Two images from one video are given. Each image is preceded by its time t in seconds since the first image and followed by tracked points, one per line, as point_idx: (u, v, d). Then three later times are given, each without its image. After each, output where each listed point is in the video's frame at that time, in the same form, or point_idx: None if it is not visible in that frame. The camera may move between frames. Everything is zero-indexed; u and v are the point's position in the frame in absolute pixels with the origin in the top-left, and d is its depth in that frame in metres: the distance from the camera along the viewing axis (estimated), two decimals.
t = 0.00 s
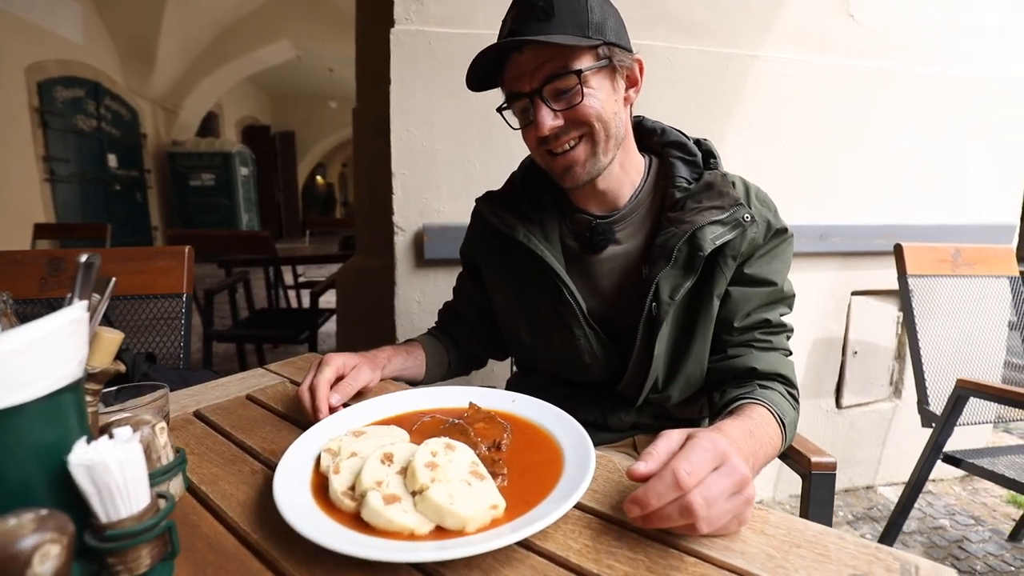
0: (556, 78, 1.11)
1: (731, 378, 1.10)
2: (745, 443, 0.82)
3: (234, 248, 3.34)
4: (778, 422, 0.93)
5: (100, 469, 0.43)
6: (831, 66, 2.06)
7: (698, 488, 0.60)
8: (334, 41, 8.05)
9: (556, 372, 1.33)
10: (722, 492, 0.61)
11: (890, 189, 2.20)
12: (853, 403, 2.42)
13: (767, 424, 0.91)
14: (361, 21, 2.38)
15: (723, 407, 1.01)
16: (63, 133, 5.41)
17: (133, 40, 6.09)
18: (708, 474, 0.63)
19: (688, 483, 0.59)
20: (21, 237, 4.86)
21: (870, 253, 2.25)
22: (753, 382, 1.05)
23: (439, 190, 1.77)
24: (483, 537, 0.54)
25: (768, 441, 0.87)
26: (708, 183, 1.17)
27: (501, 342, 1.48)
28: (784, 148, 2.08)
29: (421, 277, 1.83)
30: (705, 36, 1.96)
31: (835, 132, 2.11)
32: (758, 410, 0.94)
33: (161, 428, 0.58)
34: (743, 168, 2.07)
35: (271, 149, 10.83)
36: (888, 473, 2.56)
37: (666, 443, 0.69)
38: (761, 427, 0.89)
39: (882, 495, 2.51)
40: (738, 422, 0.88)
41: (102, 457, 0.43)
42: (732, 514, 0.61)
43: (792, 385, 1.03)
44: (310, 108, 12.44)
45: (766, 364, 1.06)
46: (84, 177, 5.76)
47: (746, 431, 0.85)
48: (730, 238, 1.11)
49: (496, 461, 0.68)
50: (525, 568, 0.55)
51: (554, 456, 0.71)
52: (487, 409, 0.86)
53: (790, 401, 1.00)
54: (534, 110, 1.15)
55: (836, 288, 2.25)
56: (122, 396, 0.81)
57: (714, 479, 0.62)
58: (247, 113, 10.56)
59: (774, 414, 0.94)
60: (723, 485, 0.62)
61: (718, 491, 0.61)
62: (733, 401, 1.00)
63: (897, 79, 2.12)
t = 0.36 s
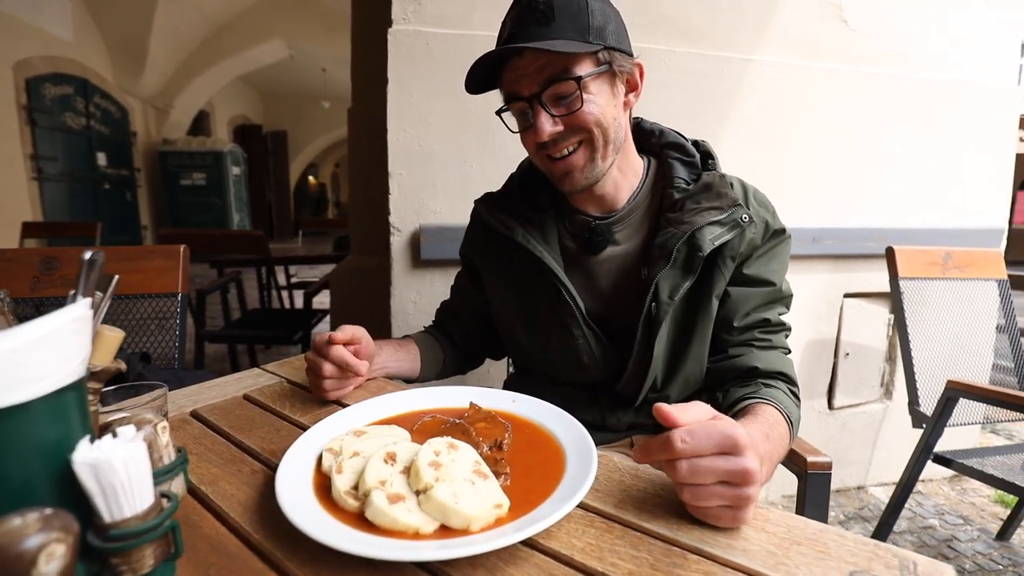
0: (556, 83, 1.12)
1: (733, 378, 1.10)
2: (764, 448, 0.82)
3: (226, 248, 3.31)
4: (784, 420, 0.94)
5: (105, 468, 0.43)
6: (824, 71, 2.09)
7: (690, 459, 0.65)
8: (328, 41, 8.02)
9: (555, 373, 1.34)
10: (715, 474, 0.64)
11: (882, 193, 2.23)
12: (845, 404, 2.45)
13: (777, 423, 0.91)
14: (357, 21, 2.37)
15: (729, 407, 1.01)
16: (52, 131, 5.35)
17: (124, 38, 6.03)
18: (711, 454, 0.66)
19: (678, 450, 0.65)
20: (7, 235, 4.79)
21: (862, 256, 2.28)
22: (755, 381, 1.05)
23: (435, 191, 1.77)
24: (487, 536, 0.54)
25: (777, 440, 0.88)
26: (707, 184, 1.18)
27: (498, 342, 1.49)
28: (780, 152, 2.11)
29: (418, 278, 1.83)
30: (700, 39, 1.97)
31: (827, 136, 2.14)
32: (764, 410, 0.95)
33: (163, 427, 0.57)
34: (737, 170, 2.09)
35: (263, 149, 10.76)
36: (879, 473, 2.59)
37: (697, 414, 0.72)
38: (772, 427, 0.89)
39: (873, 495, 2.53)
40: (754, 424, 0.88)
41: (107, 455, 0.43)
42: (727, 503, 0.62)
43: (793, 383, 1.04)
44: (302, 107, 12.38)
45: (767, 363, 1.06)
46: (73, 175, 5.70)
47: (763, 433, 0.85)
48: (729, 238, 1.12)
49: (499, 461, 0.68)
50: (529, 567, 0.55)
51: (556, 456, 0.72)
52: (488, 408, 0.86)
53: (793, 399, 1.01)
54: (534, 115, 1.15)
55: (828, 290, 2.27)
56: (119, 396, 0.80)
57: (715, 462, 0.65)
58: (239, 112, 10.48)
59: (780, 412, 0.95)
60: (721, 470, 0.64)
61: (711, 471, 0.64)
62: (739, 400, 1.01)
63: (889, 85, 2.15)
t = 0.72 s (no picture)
0: (543, 81, 1.12)
1: (721, 377, 1.11)
2: (734, 440, 0.83)
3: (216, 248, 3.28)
4: (766, 417, 0.94)
5: (96, 471, 0.42)
6: (814, 73, 2.11)
7: (670, 479, 0.62)
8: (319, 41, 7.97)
9: (549, 373, 1.34)
10: (696, 480, 0.63)
11: (871, 193, 2.26)
12: (835, 402, 2.47)
13: (755, 419, 0.92)
14: (349, 20, 2.36)
15: (714, 405, 1.02)
16: (36, 130, 5.27)
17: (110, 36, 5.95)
18: (683, 465, 0.65)
19: (657, 473, 0.62)
20: None
21: (852, 256, 2.30)
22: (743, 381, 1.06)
23: (428, 191, 1.76)
24: (484, 535, 0.54)
25: (758, 435, 0.89)
26: (698, 184, 1.18)
27: (492, 342, 1.48)
28: (772, 153, 2.12)
29: (411, 278, 1.82)
30: (692, 40, 1.98)
31: (817, 137, 2.16)
32: (745, 407, 0.95)
33: (155, 429, 0.56)
34: (729, 171, 2.10)
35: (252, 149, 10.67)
36: (868, 471, 2.62)
37: (646, 439, 0.71)
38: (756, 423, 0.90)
39: (863, 493, 2.56)
40: (726, 418, 0.90)
41: (98, 458, 0.42)
42: (717, 502, 0.62)
43: (782, 383, 1.04)
44: (293, 107, 12.30)
45: (757, 363, 1.07)
46: (58, 175, 5.61)
47: (734, 425, 0.88)
48: (720, 237, 1.12)
49: (495, 460, 0.67)
50: (528, 566, 0.55)
51: (552, 455, 0.71)
52: (483, 409, 0.86)
53: (781, 399, 1.01)
54: (522, 114, 1.15)
55: (819, 290, 2.29)
56: (108, 399, 0.79)
57: (690, 468, 0.64)
58: (228, 112, 10.39)
59: (763, 410, 0.96)
60: (700, 474, 0.64)
61: (693, 479, 0.63)
62: (724, 398, 1.02)
63: (877, 87, 2.18)
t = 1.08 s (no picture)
0: (545, 82, 1.11)
1: (720, 377, 1.11)
2: (733, 439, 0.83)
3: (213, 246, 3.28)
4: (763, 417, 0.95)
5: (101, 467, 0.41)
6: (813, 75, 2.12)
7: (679, 477, 0.63)
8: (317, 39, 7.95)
9: (549, 372, 1.34)
10: (703, 479, 0.63)
11: (868, 195, 2.27)
12: (832, 403, 2.48)
13: (753, 418, 0.93)
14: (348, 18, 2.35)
15: (712, 405, 1.02)
16: (32, 127, 5.24)
17: (107, 33, 5.92)
18: (691, 463, 0.65)
19: (667, 471, 0.62)
20: None
21: (849, 257, 2.31)
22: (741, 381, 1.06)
23: (428, 190, 1.76)
24: (489, 534, 0.54)
25: (756, 434, 0.89)
26: (699, 184, 1.18)
27: (492, 341, 1.48)
28: (770, 154, 2.13)
29: (410, 277, 1.82)
30: (691, 41, 1.99)
31: (815, 139, 2.16)
32: (742, 407, 0.96)
33: (157, 425, 0.56)
34: (728, 171, 2.10)
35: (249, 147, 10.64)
36: (865, 472, 2.63)
37: (651, 439, 0.71)
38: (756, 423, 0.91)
39: (859, 493, 2.57)
40: (726, 418, 0.91)
41: (103, 454, 0.42)
42: (724, 500, 0.63)
43: (779, 383, 1.05)
44: (290, 106, 12.27)
45: (755, 363, 1.07)
46: (53, 173, 5.60)
47: (732, 424, 0.88)
48: (721, 238, 1.12)
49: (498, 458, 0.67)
50: (531, 564, 0.55)
51: (554, 454, 0.71)
52: (485, 407, 0.86)
53: (778, 399, 1.01)
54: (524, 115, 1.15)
55: (816, 291, 2.30)
56: (108, 396, 0.79)
57: (697, 467, 0.65)
58: (225, 110, 10.36)
59: (760, 410, 0.96)
60: (707, 472, 0.64)
61: (701, 477, 0.63)
62: (721, 398, 1.02)
63: (875, 89, 2.19)
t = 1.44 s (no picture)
0: (548, 83, 1.11)
1: (718, 378, 1.11)
2: (732, 440, 0.84)
3: (208, 247, 3.26)
4: (762, 417, 0.95)
5: (101, 472, 0.41)
6: (808, 77, 2.13)
7: (682, 477, 0.63)
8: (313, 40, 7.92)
9: (549, 372, 1.34)
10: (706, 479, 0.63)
11: (863, 196, 2.28)
12: (828, 403, 2.49)
13: (753, 419, 0.93)
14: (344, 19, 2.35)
15: (710, 407, 1.03)
16: (23, 127, 5.21)
17: (100, 33, 5.89)
18: (694, 463, 0.65)
19: (670, 472, 0.62)
20: None
21: (844, 258, 2.32)
22: (740, 382, 1.07)
23: (425, 191, 1.76)
24: (491, 537, 0.54)
25: (755, 435, 0.89)
26: (697, 185, 1.18)
27: (490, 342, 1.48)
28: (766, 155, 2.14)
29: (407, 279, 1.82)
30: (688, 43, 1.99)
31: (810, 141, 2.17)
32: (741, 408, 0.96)
33: (156, 429, 0.55)
34: (724, 172, 2.11)
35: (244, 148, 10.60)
36: (860, 471, 2.64)
37: (653, 441, 0.71)
38: (752, 423, 0.91)
39: (855, 493, 2.58)
40: (725, 419, 0.91)
41: (102, 459, 0.41)
42: (727, 500, 0.63)
43: (778, 384, 1.05)
44: (285, 106, 12.23)
45: (754, 365, 1.08)
46: (45, 172, 5.58)
47: (732, 426, 0.88)
48: (720, 238, 1.13)
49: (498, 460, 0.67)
50: (533, 567, 0.55)
51: (555, 456, 0.71)
52: (484, 409, 0.86)
53: (777, 400, 1.01)
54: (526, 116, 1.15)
55: (812, 291, 2.31)
56: (105, 399, 0.79)
57: (700, 467, 0.65)
58: (220, 111, 10.32)
59: (759, 411, 0.96)
60: (710, 472, 0.64)
61: (704, 476, 0.63)
62: (721, 399, 1.02)
63: (869, 91, 2.20)
